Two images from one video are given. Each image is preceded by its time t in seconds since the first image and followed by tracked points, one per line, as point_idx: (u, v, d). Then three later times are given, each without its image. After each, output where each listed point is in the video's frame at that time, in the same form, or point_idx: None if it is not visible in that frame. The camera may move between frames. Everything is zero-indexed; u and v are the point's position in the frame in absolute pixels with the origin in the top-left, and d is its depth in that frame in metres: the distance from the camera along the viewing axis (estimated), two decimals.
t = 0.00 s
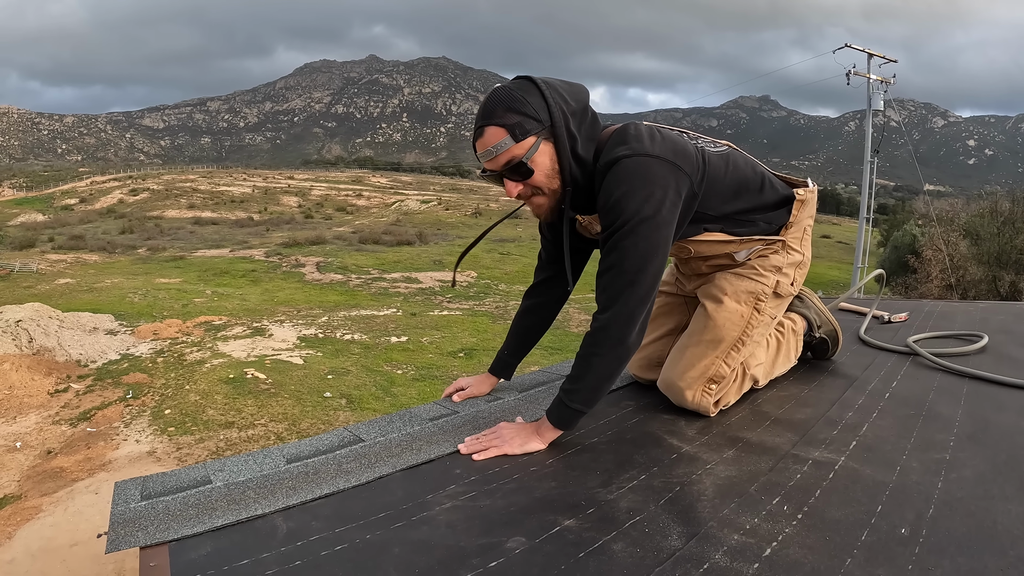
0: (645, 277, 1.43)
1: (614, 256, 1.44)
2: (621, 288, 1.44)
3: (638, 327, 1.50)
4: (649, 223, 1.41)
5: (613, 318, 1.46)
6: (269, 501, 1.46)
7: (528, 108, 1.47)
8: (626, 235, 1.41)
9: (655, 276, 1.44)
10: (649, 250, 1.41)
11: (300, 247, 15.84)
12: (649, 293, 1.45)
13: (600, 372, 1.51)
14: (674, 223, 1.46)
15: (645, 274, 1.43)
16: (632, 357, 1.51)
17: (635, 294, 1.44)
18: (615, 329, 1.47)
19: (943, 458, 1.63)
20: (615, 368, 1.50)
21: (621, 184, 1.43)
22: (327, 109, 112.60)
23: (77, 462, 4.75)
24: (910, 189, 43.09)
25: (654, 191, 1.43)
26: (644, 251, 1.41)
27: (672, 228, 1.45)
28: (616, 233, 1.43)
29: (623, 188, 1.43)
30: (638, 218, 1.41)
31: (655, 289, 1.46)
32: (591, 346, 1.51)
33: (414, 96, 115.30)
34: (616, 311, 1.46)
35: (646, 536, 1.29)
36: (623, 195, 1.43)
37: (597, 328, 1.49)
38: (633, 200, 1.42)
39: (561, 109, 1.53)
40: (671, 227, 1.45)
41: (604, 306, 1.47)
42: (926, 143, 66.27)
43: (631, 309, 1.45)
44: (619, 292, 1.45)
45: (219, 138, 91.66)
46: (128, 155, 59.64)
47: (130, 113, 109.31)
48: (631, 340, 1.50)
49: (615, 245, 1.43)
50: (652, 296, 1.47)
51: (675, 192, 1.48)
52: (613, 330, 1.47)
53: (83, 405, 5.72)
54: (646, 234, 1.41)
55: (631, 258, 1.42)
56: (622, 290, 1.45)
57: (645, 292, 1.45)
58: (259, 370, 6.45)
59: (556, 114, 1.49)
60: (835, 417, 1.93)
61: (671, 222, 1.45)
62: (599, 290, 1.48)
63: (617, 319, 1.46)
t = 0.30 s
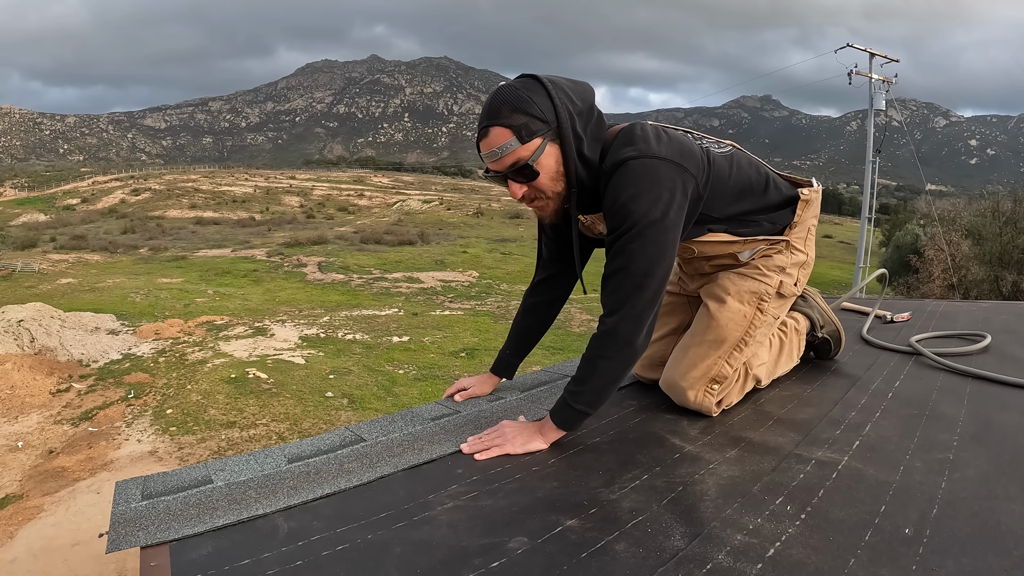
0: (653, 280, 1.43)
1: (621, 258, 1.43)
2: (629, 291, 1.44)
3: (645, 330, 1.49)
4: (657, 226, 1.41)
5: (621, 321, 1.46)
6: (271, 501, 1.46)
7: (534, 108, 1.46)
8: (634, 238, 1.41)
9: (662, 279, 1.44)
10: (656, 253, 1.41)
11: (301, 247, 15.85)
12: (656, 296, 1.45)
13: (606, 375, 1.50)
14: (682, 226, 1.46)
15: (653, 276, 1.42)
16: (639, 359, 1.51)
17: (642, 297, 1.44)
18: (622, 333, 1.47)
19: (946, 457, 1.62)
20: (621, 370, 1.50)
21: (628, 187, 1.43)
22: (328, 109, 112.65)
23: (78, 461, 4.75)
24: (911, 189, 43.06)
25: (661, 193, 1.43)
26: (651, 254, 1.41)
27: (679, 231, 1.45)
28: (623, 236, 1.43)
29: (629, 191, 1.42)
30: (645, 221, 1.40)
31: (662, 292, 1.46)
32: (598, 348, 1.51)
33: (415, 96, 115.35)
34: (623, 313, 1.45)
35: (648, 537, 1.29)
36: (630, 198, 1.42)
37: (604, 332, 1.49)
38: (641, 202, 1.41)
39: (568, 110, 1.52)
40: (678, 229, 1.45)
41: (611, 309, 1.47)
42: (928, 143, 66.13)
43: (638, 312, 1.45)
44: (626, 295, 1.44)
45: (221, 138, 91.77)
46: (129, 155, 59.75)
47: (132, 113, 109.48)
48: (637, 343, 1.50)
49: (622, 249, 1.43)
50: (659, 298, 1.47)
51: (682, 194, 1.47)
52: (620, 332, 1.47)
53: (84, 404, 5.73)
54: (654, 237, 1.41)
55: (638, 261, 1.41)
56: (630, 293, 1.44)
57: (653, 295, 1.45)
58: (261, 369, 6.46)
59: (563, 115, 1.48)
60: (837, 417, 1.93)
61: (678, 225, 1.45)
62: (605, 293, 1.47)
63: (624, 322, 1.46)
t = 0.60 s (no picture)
0: (652, 281, 1.44)
1: (620, 261, 1.44)
2: (628, 292, 1.45)
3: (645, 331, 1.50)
4: (655, 227, 1.42)
5: (621, 322, 1.47)
6: (273, 501, 1.47)
7: (526, 116, 1.46)
8: (632, 240, 1.42)
9: (661, 280, 1.45)
10: (654, 254, 1.42)
11: (303, 247, 15.88)
12: (656, 297, 1.46)
13: (607, 375, 1.51)
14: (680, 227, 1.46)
15: (651, 278, 1.43)
16: (640, 359, 1.52)
17: (642, 298, 1.45)
18: (622, 334, 1.48)
19: (945, 458, 1.63)
20: (621, 371, 1.51)
21: (625, 190, 1.44)
22: (329, 109, 112.75)
23: (80, 461, 4.77)
24: (913, 189, 43.02)
25: (658, 195, 1.44)
26: (650, 255, 1.42)
27: (678, 232, 1.46)
28: (621, 238, 1.44)
29: (627, 194, 1.43)
30: (643, 222, 1.41)
31: (662, 292, 1.47)
32: (598, 350, 1.52)
33: (416, 96, 115.43)
34: (623, 314, 1.46)
35: (648, 537, 1.30)
36: (627, 201, 1.43)
37: (605, 333, 1.49)
38: (639, 204, 1.42)
39: (561, 116, 1.52)
40: (677, 230, 1.46)
41: (612, 310, 1.48)
42: (930, 143, 66.03)
43: (638, 312, 1.46)
44: (626, 296, 1.45)
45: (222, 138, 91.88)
46: (131, 155, 59.86)
47: (134, 113, 110.07)
48: (637, 344, 1.50)
49: (621, 250, 1.44)
50: (659, 298, 1.48)
51: (680, 195, 1.48)
52: (620, 333, 1.47)
53: (86, 404, 5.74)
54: (652, 238, 1.41)
55: (637, 262, 1.42)
56: (629, 295, 1.45)
57: (653, 296, 1.46)
58: (262, 369, 6.47)
59: (557, 122, 1.48)
60: (837, 417, 1.93)
61: (676, 226, 1.46)
62: (606, 295, 1.48)
63: (624, 323, 1.46)
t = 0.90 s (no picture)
0: (650, 279, 1.44)
1: (618, 259, 1.45)
2: (626, 290, 1.45)
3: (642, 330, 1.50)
4: (653, 225, 1.42)
5: (619, 320, 1.47)
6: (275, 500, 1.48)
7: (509, 148, 1.47)
8: (630, 238, 1.42)
9: (659, 278, 1.45)
10: (653, 252, 1.42)
11: (305, 247, 15.91)
12: (654, 295, 1.46)
13: (606, 374, 1.52)
14: (678, 227, 1.47)
15: (649, 276, 1.44)
16: (638, 357, 1.52)
17: (640, 295, 1.45)
18: (620, 333, 1.48)
19: (946, 458, 1.63)
20: (621, 370, 1.51)
21: (623, 190, 1.44)
22: (330, 109, 112.84)
23: (81, 461, 4.78)
24: (914, 189, 42.96)
25: (656, 195, 1.44)
26: (648, 253, 1.42)
27: (676, 232, 1.47)
28: (619, 237, 1.44)
29: (625, 193, 1.44)
30: (641, 221, 1.42)
31: (660, 291, 1.47)
32: (597, 347, 1.52)
33: (418, 96, 115.43)
34: (620, 312, 1.47)
35: (648, 537, 1.30)
36: (626, 200, 1.44)
37: (602, 332, 1.50)
38: (637, 203, 1.43)
39: (542, 137, 1.50)
40: (675, 229, 1.46)
41: (609, 308, 1.48)
42: (932, 143, 65.94)
43: (636, 310, 1.46)
44: (624, 293, 1.46)
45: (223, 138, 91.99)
46: (132, 155, 59.96)
47: (136, 113, 110.38)
48: (636, 342, 1.50)
49: (619, 249, 1.44)
50: (656, 297, 1.48)
51: (678, 195, 1.48)
52: (619, 332, 1.48)
53: (88, 404, 5.75)
54: (650, 238, 1.42)
55: (635, 260, 1.43)
56: (627, 292, 1.45)
57: (650, 294, 1.46)
58: (264, 369, 6.49)
59: (537, 148, 1.48)
60: (838, 418, 1.94)
61: (675, 226, 1.46)
62: (604, 292, 1.48)
63: (622, 321, 1.47)
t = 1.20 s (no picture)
0: (645, 276, 1.43)
1: (612, 257, 1.44)
2: (622, 287, 1.44)
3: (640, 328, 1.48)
4: (646, 222, 1.41)
5: (616, 318, 1.46)
6: (276, 500, 1.48)
7: (496, 153, 1.48)
8: (623, 235, 1.41)
9: (655, 274, 1.44)
10: (646, 249, 1.41)
11: (306, 247, 15.91)
12: (650, 291, 1.45)
13: (604, 372, 1.51)
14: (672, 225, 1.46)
15: (644, 273, 1.43)
16: (637, 355, 1.51)
17: (636, 293, 1.44)
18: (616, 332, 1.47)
19: (949, 459, 1.62)
20: (620, 368, 1.50)
21: (615, 187, 1.44)
22: (331, 109, 112.95)
23: (83, 461, 4.78)
24: (916, 189, 42.91)
25: (648, 192, 1.43)
26: (641, 250, 1.41)
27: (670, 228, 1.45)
28: (613, 235, 1.44)
29: (616, 191, 1.44)
30: (634, 218, 1.41)
31: (656, 287, 1.46)
32: (596, 347, 1.51)
33: (419, 96, 115.43)
34: (617, 310, 1.46)
35: (651, 537, 1.30)
36: (617, 198, 1.43)
37: (600, 330, 1.50)
38: (628, 200, 1.42)
39: (528, 140, 1.50)
40: (669, 225, 1.45)
41: (607, 306, 1.47)
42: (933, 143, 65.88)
43: (632, 308, 1.45)
44: (620, 291, 1.45)
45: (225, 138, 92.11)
46: (133, 155, 60.02)
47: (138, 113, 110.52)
48: (634, 339, 1.49)
49: (613, 246, 1.44)
50: (653, 294, 1.47)
51: (671, 192, 1.47)
52: (616, 330, 1.47)
53: (89, 404, 5.75)
54: (644, 234, 1.41)
55: (629, 258, 1.42)
56: (623, 290, 1.45)
57: (647, 292, 1.45)
58: (265, 370, 6.48)
59: (523, 152, 1.48)
60: (841, 418, 1.93)
61: (669, 223, 1.45)
62: (601, 290, 1.48)
63: (618, 319, 1.46)
